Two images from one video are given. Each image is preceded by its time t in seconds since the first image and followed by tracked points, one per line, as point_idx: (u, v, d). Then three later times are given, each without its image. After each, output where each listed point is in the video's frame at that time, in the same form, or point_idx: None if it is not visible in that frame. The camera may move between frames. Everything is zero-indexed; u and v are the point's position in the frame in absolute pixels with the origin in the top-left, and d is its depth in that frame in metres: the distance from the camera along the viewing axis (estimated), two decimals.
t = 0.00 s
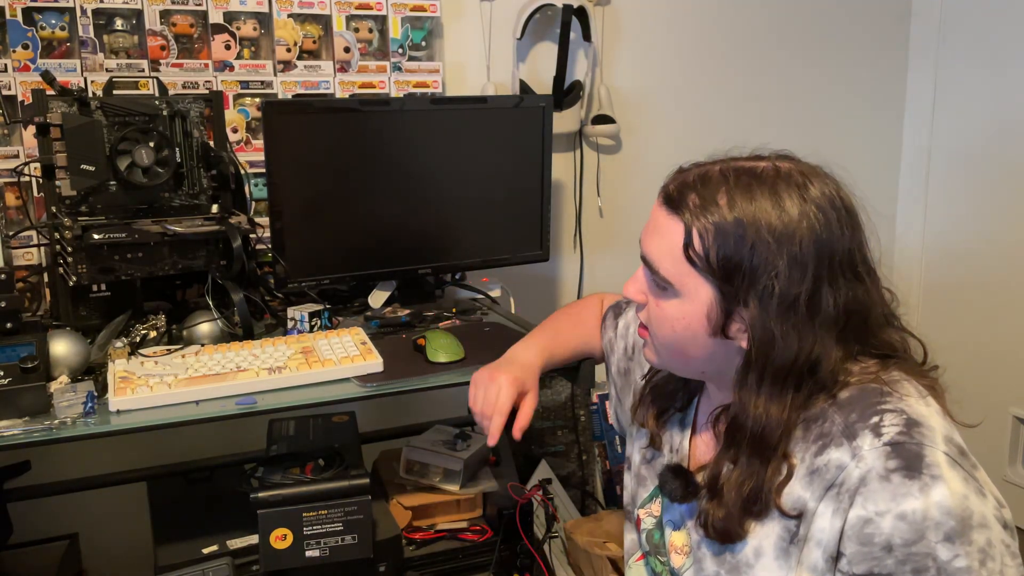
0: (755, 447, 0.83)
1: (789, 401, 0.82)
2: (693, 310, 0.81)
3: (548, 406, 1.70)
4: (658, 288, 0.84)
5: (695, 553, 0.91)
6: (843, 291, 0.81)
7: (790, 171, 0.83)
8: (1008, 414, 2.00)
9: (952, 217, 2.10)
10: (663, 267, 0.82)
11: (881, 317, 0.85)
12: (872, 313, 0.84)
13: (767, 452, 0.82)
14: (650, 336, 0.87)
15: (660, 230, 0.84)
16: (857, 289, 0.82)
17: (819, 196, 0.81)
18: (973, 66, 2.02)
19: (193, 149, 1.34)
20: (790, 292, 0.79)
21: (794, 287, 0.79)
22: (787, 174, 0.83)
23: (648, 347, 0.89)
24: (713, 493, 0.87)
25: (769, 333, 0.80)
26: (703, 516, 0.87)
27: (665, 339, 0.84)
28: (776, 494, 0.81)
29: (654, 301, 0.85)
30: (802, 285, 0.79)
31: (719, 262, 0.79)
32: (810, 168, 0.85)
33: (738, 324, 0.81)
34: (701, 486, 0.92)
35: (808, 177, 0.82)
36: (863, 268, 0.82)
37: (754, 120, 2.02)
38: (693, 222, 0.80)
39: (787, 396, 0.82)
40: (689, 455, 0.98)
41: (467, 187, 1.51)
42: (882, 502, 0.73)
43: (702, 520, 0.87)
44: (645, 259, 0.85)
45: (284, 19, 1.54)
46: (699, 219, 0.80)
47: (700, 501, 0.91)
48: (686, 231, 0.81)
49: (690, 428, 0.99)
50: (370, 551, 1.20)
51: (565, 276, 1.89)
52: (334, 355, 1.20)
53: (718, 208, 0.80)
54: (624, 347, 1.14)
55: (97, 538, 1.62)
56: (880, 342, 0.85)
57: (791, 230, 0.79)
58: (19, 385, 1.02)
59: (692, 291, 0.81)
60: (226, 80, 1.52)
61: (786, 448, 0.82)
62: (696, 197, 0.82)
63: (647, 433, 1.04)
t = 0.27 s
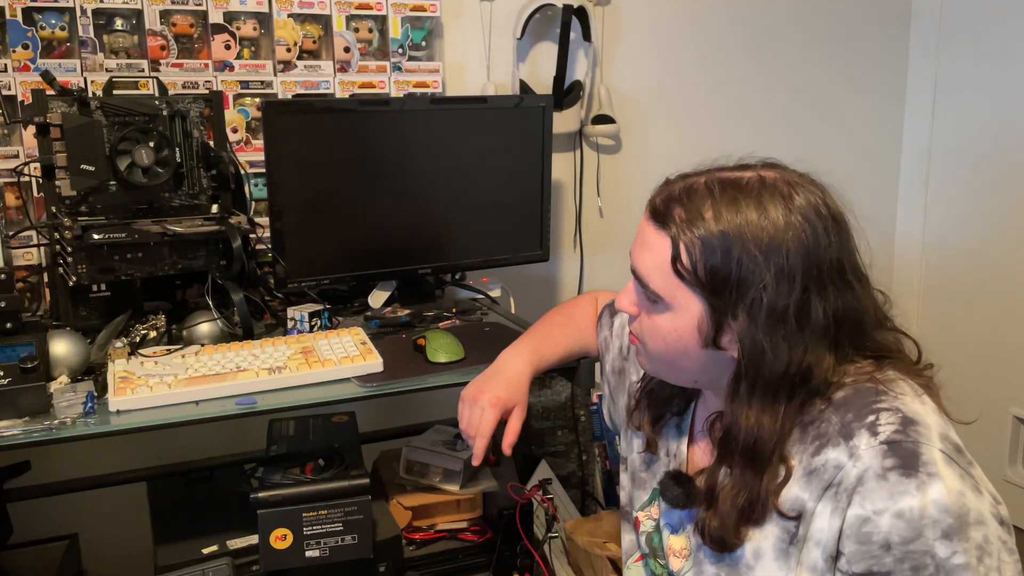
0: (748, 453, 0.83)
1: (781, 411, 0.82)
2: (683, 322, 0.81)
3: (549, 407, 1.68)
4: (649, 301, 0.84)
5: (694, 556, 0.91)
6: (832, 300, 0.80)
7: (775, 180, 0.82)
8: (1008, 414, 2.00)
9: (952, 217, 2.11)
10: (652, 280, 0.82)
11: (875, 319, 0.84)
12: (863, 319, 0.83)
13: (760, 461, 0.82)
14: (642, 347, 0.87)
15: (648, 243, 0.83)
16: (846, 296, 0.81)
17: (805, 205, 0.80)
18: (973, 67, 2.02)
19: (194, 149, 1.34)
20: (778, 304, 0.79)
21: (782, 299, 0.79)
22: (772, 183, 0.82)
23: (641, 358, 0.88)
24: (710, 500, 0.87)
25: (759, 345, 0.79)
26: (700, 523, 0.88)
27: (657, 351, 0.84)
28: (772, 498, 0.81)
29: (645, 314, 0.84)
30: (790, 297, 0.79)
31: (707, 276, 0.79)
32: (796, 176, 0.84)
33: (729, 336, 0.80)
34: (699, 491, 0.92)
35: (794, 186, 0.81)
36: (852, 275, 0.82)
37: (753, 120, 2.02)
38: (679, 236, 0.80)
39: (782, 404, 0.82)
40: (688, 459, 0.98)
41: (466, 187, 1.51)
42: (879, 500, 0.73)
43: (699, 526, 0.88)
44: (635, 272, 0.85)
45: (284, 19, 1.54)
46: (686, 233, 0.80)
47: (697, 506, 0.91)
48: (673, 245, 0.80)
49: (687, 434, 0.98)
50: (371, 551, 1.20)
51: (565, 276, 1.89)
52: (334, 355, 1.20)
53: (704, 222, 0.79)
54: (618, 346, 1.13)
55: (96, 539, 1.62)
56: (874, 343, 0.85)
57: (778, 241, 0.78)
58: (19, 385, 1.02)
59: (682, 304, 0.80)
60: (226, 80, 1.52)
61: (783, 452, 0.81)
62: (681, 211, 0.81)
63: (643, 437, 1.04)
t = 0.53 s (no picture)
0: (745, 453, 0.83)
1: (778, 415, 0.82)
2: (682, 329, 0.80)
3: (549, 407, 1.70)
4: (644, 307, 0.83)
5: (693, 557, 0.91)
6: (828, 304, 0.80)
7: (768, 185, 0.82)
8: (1008, 414, 2.00)
9: (952, 217, 2.10)
10: (648, 287, 0.81)
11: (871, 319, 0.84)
12: (858, 321, 0.83)
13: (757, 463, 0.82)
14: (639, 352, 0.86)
15: (643, 250, 0.82)
16: (841, 300, 0.81)
17: (798, 209, 0.80)
18: (973, 66, 2.01)
19: (194, 149, 1.34)
20: (773, 310, 0.79)
21: (777, 306, 0.79)
22: (765, 188, 0.82)
23: (638, 362, 0.88)
24: (708, 503, 0.87)
25: (754, 351, 0.80)
26: (698, 525, 0.88)
27: (654, 357, 0.84)
28: (770, 499, 0.82)
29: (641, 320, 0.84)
30: (785, 302, 0.79)
31: (702, 282, 0.78)
32: (789, 180, 0.84)
33: (725, 341, 0.80)
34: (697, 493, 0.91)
35: (787, 191, 0.81)
36: (847, 278, 0.82)
37: (753, 120, 2.02)
38: (673, 244, 0.79)
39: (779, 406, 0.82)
40: (686, 462, 0.98)
41: (467, 187, 1.51)
42: (876, 499, 0.73)
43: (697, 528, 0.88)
44: (630, 279, 0.84)
45: (284, 19, 1.54)
46: (680, 240, 0.79)
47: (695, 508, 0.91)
48: (668, 252, 0.79)
49: (685, 436, 0.98)
50: (371, 551, 1.20)
51: (565, 275, 1.89)
52: (334, 355, 1.20)
53: (698, 228, 0.79)
54: (618, 346, 1.13)
55: (96, 538, 1.62)
56: (871, 344, 0.85)
57: (772, 246, 0.78)
58: (19, 385, 1.02)
59: (680, 311, 0.80)
60: (226, 80, 1.52)
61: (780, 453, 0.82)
62: (674, 218, 0.81)
63: (641, 439, 1.04)
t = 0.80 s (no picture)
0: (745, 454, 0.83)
1: (777, 416, 0.82)
2: (682, 331, 0.80)
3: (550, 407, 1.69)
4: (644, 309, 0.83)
5: (694, 558, 0.92)
6: (826, 306, 0.80)
7: (767, 186, 0.82)
8: (1008, 414, 2.00)
9: (952, 217, 2.10)
10: (648, 289, 0.81)
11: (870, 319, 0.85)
12: (856, 321, 0.83)
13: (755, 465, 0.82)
14: (638, 353, 0.86)
15: (642, 251, 0.82)
16: (841, 301, 0.81)
17: (797, 210, 0.80)
18: (973, 66, 2.01)
19: (194, 149, 1.34)
20: (772, 312, 0.79)
21: (776, 308, 0.79)
22: (763, 188, 0.82)
23: (637, 363, 0.88)
24: (707, 505, 0.87)
25: (753, 353, 0.80)
26: (697, 526, 0.88)
27: (654, 359, 0.83)
28: (769, 499, 0.82)
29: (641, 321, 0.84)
30: (784, 304, 0.79)
31: (701, 284, 0.78)
32: (788, 181, 0.84)
33: (724, 343, 0.80)
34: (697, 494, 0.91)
35: (785, 192, 0.81)
36: (846, 279, 0.82)
37: (753, 120, 2.02)
38: (673, 245, 0.79)
39: (778, 407, 0.82)
40: (686, 463, 0.98)
41: (466, 187, 1.51)
42: (875, 500, 0.73)
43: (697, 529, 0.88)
44: (629, 280, 0.84)
45: (284, 19, 1.54)
46: (679, 241, 0.79)
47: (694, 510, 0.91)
48: (667, 254, 0.79)
49: (685, 437, 0.98)
50: (370, 551, 1.20)
51: (565, 275, 1.89)
52: (334, 355, 1.20)
53: (697, 230, 0.79)
54: (618, 347, 1.13)
55: (96, 538, 1.62)
56: (870, 344, 0.85)
57: (771, 248, 0.78)
58: (19, 385, 1.02)
59: (680, 313, 0.80)
60: (226, 80, 1.52)
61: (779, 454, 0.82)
62: (674, 219, 0.81)
63: (641, 439, 1.04)
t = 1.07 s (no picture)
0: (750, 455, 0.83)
1: (783, 418, 0.82)
2: (689, 330, 0.80)
3: (549, 407, 1.68)
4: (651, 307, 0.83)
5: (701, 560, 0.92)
6: (836, 307, 0.80)
7: (778, 186, 0.82)
8: (1008, 415, 2.00)
9: (953, 217, 2.10)
10: (655, 287, 0.81)
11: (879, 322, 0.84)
12: (866, 324, 0.82)
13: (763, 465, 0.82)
14: (644, 352, 0.86)
15: (650, 249, 0.82)
16: (851, 303, 0.81)
17: (808, 209, 0.79)
18: (973, 66, 2.01)
19: (194, 149, 1.34)
20: (781, 312, 0.78)
21: (786, 308, 0.78)
22: (774, 188, 0.81)
23: (643, 362, 0.88)
24: (712, 506, 0.88)
25: (761, 353, 0.79)
26: (703, 528, 0.88)
27: (660, 358, 0.83)
28: (775, 501, 0.82)
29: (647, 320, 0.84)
30: (794, 304, 0.78)
31: (709, 282, 0.78)
32: (799, 182, 0.83)
33: (732, 342, 0.80)
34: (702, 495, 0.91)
35: (797, 192, 0.81)
36: (856, 280, 0.81)
37: (754, 120, 2.02)
38: (681, 243, 0.79)
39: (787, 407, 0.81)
40: (690, 464, 0.98)
41: (467, 187, 1.51)
42: (881, 502, 0.73)
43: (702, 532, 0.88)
44: (637, 278, 0.84)
45: (284, 19, 1.54)
46: (688, 239, 0.79)
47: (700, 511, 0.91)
48: (676, 252, 0.79)
49: (689, 437, 0.98)
50: (370, 551, 1.20)
51: (565, 275, 1.89)
52: (334, 355, 1.20)
53: (706, 227, 0.79)
54: (620, 346, 1.12)
55: (96, 538, 1.62)
56: (879, 347, 0.84)
57: (781, 247, 0.77)
58: (19, 385, 1.02)
59: (688, 311, 0.80)
60: (226, 80, 1.52)
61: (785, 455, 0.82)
62: (683, 217, 0.81)
63: (644, 440, 1.04)
